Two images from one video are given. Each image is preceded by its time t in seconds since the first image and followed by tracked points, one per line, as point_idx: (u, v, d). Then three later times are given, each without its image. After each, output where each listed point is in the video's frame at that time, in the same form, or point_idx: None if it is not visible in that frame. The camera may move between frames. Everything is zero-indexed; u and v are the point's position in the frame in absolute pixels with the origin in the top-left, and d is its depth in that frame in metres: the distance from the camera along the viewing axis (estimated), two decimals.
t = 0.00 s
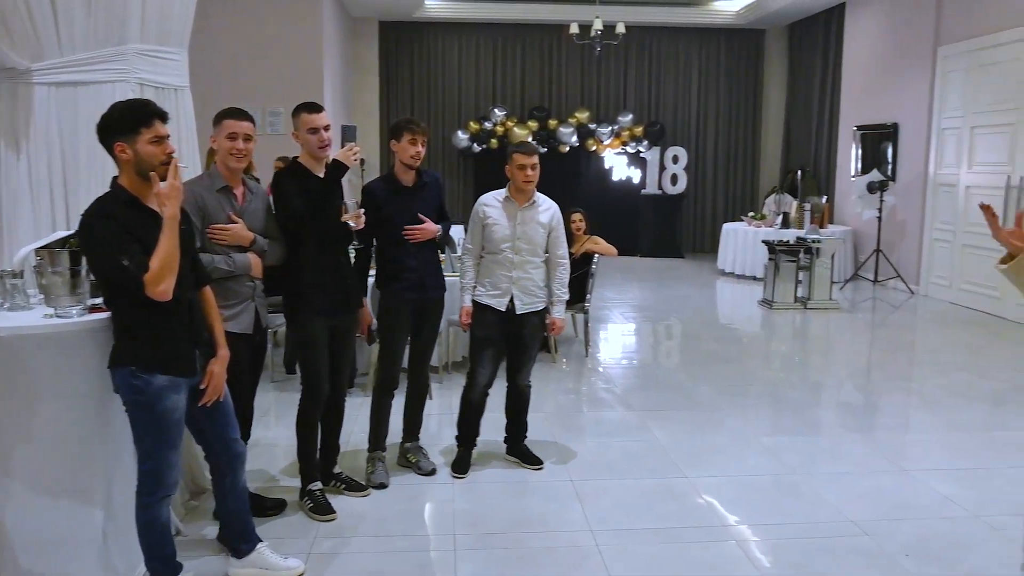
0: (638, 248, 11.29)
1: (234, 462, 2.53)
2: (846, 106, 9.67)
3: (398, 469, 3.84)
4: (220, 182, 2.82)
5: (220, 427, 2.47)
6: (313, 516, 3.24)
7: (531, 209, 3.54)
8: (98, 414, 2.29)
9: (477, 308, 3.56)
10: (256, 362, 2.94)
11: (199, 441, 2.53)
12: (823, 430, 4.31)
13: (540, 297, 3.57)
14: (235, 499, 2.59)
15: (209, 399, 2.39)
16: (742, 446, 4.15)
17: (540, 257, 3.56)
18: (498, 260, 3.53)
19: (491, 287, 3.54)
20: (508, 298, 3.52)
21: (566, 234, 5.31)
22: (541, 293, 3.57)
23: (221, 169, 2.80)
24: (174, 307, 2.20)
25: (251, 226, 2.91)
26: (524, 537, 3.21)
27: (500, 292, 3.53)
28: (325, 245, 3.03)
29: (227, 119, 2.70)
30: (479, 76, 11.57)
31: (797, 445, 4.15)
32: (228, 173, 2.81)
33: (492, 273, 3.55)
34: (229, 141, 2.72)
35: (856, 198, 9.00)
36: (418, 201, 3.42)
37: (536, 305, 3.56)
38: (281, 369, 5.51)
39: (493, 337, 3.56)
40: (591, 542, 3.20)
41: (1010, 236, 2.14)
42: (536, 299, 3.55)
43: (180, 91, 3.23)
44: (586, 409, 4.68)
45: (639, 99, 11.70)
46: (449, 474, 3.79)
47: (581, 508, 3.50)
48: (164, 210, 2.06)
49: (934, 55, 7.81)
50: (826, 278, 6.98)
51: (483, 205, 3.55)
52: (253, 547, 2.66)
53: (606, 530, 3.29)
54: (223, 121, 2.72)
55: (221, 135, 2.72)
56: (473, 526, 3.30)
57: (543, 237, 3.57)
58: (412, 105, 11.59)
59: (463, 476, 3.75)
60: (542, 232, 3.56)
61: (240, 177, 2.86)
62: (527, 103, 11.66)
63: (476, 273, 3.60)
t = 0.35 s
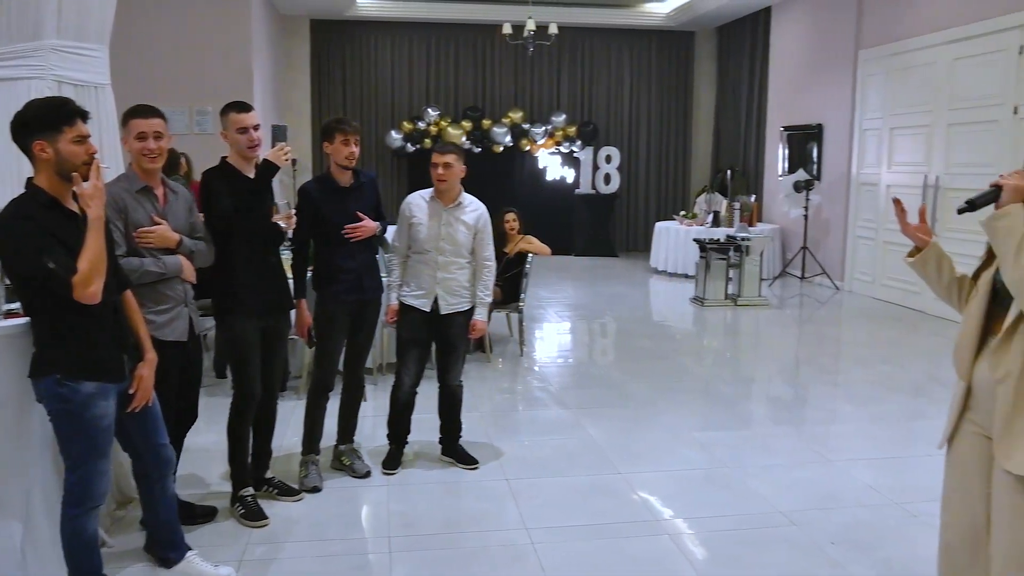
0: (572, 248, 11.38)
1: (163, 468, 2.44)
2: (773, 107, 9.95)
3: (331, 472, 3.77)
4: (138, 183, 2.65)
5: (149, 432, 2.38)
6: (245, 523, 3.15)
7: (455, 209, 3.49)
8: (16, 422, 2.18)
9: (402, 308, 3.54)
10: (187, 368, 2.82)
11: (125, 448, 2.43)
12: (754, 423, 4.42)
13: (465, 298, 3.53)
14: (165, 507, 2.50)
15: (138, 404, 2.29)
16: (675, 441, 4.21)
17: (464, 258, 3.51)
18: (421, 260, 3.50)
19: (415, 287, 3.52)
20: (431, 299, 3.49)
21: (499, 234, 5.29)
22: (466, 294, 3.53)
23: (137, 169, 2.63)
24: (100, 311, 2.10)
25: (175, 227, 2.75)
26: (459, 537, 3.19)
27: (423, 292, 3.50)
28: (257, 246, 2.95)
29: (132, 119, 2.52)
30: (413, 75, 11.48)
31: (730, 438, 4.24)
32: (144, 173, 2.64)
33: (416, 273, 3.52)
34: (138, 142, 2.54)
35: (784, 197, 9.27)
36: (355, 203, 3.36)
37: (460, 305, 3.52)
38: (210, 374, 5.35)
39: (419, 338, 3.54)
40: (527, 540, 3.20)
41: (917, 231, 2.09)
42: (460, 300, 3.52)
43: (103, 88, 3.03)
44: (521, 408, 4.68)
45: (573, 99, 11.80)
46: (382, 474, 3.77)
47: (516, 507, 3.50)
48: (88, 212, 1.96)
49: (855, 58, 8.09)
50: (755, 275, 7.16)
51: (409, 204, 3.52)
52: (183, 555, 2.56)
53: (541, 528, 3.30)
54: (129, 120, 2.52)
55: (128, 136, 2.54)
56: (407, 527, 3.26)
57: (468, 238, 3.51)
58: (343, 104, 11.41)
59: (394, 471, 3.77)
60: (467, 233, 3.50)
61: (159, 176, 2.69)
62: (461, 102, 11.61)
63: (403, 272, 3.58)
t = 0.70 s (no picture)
0: (504, 247, 11.40)
1: (90, 477, 2.32)
2: (699, 108, 10.17)
3: (260, 477, 3.67)
4: (45, 187, 2.48)
5: (70, 440, 2.26)
6: (170, 532, 3.03)
7: (367, 207, 3.44)
8: None
9: (322, 312, 3.47)
10: (109, 377, 2.67)
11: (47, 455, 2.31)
12: (685, 419, 4.50)
13: (383, 297, 3.49)
14: (84, 516, 2.38)
15: (58, 410, 2.17)
16: (607, 438, 4.26)
17: (380, 256, 3.46)
18: (337, 262, 3.43)
19: (332, 290, 3.44)
20: (349, 301, 3.42)
21: (429, 233, 5.23)
22: (384, 293, 3.49)
23: (45, 171, 2.46)
24: (16, 316, 1.99)
25: (88, 232, 2.59)
26: (391, 539, 3.17)
27: (340, 295, 3.43)
28: (181, 248, 2.84)
29: (47, 115, 2.36)
30: (341, 73, 11.30)
31: (662, 434, 4.31)
32: (53, 174, 2.48)
33: (332, 276, 3.44)
34: (52, 139, 2.36)
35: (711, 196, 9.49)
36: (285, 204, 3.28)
37: (380, 305, 3.48)
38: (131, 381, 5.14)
39: (340, 340, 3.48)
40: (459, 540, 3.20)
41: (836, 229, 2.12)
42: (379, 300, 3.47)
43: (11, 85, 2.91)
44: (453, 408, 4.66)
45: (504, 99, 11.82)
46: (312, 477, 3.70)
47: (448, 508, 3.49)
48: None
49: (778, 61, 8.34)
50: (684, 273, 7.31)
51: (320, 206, 3.45)
52: (90, 567, 2.39)
53: (473, 529, 3.30)
54: (41, 116, 2.36)
55: (41, 132, 2.36)
56: (338, 530, 3.21)
57: (382, 236, 3.46)
58: (269, 103, 11.16)
59: (324, 475, 3.70)
60: (380, 230, 3.45)
61: (69, 177, 2.52)
62: (390, 101, 11.48)
63: (319, 276, 3.50)
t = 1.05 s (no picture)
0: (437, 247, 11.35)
1: None
2: (630, 108, 10.33)
3: (190, 485, 3.57)
4: None
5: None
6: (93, 543, 2.91)
7: (287, 206, 3.36)
8: None
9: (246, 317, 3.38)
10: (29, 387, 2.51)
11: None
12: (619, 415, 4.56)
13: (309, 296, 3.41)
14: None
15: None
16: (543, 436, 4.29)
17: (302, 255, 3.39)
18: (257, 264, 3.34)
19: (253, 293, 3.35)
20: (271, 303, 3.34)
21: (361, 234, 5.16)
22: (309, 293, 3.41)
23: None
24: None
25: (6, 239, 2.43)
26: (327, 544, 3.12)
27: (263, 297, 3.34)
28: (103, 250, 2.74)
29: None
30: (269, 71, 11.05)
31: (598, 431, 4.36)
32: None
33: (254, 277, 3.35)
34: None
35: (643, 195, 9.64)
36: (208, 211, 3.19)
37: (304, 306, 3.40)
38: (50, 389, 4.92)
39: (265, 346, 3.40)
40: (396, 542, 3.17)
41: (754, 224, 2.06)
42: (303, 300, 3.39)
43: None
44: (389, 410, 4.62)
45: (436, 98, 11.76)
46: (244, 483, 3.62)
47: (385, 510, 3.46)
48: None
49: (706, 63, 8.53)
50: (617, 271, 7.40)
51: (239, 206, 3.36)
52: None
53: (410, 530, 3.28)
54: None
55: None
56: (271, 536, 3.15)
57: (304, 234, 3.38)
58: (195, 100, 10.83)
59: (257, 481, 3.61)
60: (301, 228, 3.37)
61: None
62: (321, 100, 11.28)
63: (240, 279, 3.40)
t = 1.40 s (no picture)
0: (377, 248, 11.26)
1: None
2: (569, 108, 10.42)
3: (125, 494, 3.46)
4: None
5: None
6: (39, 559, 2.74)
7: (217, 203, 3.29)
8: None
9: (177, 319, 3.30)
10: None
11: None
12: (562, 414, 4.60)
13: (243, 293, 3.33)
14: None
15: None
16: (486, 436, 4.30)
17: (234, 253, 3.31)
18: (189, 262, 3.26)
19: (185, 292, 3.27)
20: (203, 302, 3.26)
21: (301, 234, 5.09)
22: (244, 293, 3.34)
23: None
24: None
25: None
26: (269, 550, 3.07)
27: (195, 297, 3.26)
28: (26, 251, 2.63)
29: None
30: (202, 68, 10.78)
31: (541, 430, 4.39)
32: None
33: (186, 276, 3.27)
34: None
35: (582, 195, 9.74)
36: (131, 210, 3.09)
37: (238, 306, 3.33)
38: None
39: (198, 348, 3.32)
40: (339, 546, 3.14)
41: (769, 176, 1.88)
42: (237, 299, 3.32)
43: None
44: (330, 413, 4.57)
45: (374, 98, 11.65)
46: (181, 491, 3.53)
47: (327, 514, 3.42)
48: None
49: (644, 65, 8.66)
50: (557, 271, 7.45)
51: (167, 205, 3.29)
52: None
53: (353, 533, 3.25)
54: None
55: None
56: (210, 544, 3.08)
57: (236, 230, 3.31)
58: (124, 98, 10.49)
59: (195, 487, 3.53)
60: (233, 225, 3.29)
61: None
62: (257, 99, 11.05)
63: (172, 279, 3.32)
